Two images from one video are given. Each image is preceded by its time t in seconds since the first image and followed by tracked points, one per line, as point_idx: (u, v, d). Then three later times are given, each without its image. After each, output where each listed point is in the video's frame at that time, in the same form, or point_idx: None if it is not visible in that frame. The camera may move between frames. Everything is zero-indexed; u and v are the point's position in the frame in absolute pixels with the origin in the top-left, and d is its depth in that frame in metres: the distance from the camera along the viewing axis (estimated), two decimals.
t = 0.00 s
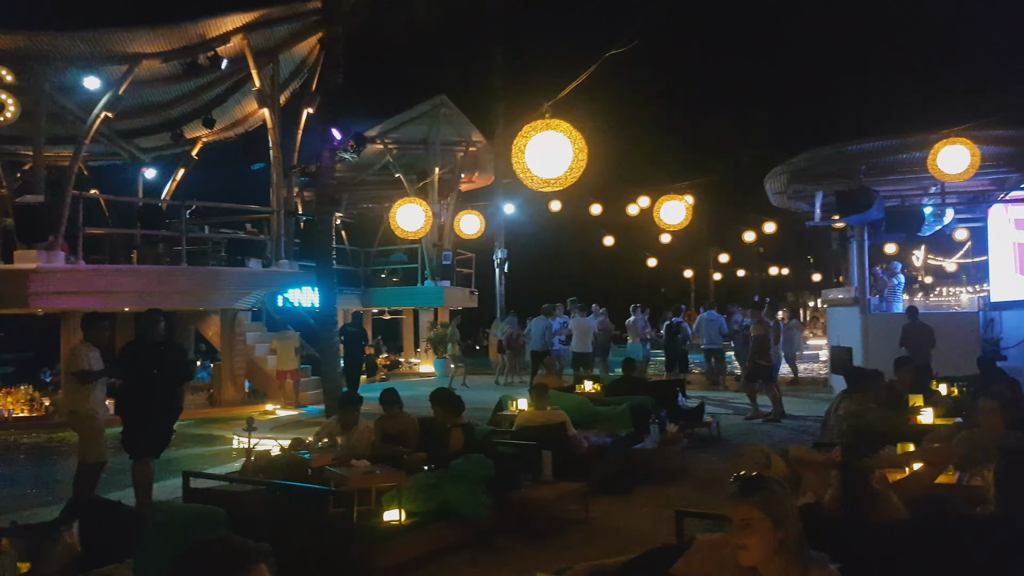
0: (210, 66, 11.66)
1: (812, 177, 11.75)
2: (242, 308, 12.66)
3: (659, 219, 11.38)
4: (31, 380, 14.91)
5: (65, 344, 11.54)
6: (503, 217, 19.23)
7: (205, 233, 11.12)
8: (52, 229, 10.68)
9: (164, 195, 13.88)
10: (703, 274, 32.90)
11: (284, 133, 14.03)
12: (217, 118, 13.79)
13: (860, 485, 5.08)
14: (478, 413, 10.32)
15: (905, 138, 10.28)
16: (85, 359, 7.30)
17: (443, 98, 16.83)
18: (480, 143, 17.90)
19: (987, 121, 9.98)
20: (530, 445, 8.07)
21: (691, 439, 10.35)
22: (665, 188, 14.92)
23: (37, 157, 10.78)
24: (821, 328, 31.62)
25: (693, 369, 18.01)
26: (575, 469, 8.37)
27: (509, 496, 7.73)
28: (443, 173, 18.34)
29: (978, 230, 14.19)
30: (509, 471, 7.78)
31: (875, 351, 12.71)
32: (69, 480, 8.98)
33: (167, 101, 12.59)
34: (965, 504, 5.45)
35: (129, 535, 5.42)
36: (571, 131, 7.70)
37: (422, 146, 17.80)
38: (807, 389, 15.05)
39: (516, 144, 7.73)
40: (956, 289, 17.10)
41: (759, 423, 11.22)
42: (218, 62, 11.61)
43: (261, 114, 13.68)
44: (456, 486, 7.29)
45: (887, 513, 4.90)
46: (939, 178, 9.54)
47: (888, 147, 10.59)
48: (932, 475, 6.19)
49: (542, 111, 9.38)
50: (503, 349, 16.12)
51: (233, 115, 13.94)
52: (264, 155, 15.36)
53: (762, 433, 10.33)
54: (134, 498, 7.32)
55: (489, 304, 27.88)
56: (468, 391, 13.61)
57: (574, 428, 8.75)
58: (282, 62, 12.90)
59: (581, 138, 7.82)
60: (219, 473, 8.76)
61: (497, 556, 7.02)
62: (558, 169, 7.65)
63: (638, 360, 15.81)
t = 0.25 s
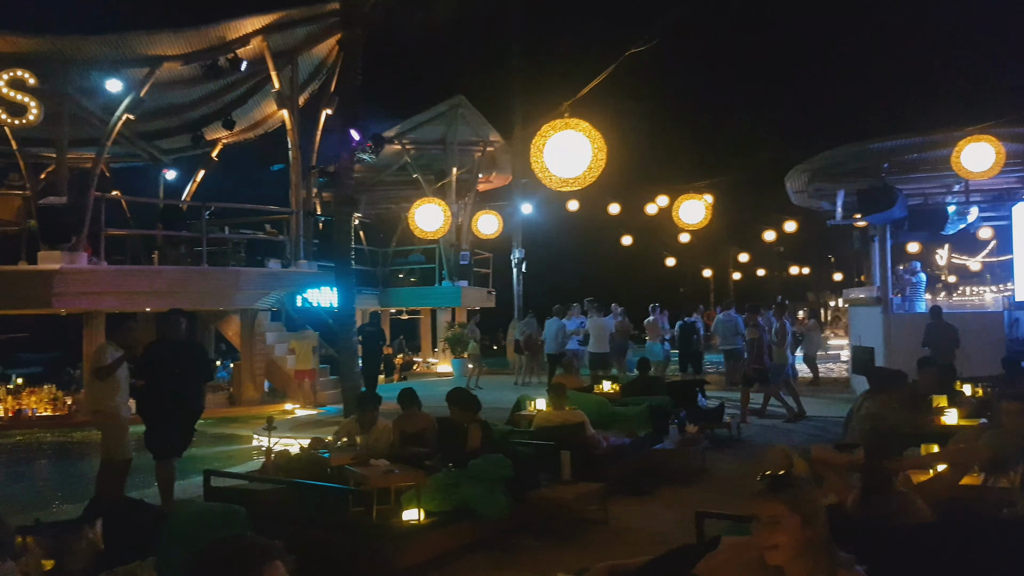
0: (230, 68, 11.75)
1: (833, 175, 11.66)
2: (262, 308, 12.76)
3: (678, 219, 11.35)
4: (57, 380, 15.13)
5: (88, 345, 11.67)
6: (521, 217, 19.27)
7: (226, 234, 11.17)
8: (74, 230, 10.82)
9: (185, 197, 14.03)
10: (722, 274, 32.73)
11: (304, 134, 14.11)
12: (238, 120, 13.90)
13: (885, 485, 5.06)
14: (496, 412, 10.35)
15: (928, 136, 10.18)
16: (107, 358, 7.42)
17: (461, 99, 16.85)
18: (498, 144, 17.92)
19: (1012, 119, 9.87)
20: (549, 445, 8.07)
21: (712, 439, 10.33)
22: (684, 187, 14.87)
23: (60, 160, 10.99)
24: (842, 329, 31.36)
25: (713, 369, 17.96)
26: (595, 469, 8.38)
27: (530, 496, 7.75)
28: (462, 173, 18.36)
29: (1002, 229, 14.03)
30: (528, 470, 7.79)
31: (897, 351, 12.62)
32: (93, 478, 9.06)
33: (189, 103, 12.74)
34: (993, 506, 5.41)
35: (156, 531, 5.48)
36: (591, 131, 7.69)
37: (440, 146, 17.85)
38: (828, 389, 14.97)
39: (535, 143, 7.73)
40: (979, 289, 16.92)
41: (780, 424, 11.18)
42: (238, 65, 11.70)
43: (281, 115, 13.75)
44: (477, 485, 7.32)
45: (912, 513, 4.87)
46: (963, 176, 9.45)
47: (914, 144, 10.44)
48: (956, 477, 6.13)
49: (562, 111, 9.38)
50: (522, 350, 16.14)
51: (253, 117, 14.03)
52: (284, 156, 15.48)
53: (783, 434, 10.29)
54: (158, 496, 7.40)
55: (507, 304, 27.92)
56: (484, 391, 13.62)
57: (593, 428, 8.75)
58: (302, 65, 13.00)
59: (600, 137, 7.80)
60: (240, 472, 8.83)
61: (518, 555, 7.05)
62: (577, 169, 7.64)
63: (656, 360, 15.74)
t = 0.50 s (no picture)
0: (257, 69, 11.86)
1: (861, 172, 11.52)
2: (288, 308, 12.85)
3: (704, 217, 11.28)
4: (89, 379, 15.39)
5: (118, 347, 11.84)
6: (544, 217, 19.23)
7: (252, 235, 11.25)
8: (104, 232, 11.06)
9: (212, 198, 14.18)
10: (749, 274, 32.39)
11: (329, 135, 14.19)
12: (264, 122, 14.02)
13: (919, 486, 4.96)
14: (522, 413, 10.33)
15: (960, 131, 10.01)
16: (139, 357, 7.53)
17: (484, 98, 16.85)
18: (522, 143, 17.88)
19: None
20: (575, 445, 8.04)
21: (740, 440, 10.24)
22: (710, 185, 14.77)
23: (91, 162, 11.16)
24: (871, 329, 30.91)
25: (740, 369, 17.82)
26: (622, 469, 8.33)
27: (556, 496, 7.72)
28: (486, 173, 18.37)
29: None
30: (554, 471, 7.75)
31: (928, 351, 12.52)
32: (124, 475, 9.23)
33: (215, 106, 12.87)
34: None
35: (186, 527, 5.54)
36: (616, 130, 7.65)
37: (464, 146, 17.87)
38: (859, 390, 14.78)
39: (560, 143, 7.71)
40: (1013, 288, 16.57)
41: (810, 425, 11.05)
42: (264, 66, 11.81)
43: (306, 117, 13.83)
44: (503, 484, 7.30)
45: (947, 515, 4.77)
46: (994, 173, 9.31)
47: (945, 141, 10.27)
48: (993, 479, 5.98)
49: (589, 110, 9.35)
50: (547, 350, 16.11)
51: (279, 118, 14.12)
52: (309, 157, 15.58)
53: (814, 436, 10.15)
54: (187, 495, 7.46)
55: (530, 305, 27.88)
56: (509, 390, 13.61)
57: (619, 429, 8.70)
58: (326, 66, 13.08)
59: (625, 136, 7.76)
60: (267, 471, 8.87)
61: (544, 556, 7.01)
62: (603, 169, 7.60)
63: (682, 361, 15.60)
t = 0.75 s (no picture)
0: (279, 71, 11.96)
1: (886, 170, 11.41)
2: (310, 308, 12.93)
3: (727, 216, 11.21)
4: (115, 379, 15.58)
5: (143, 347, 11.97)
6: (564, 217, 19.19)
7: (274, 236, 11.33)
8: (128, 233, 11.11)
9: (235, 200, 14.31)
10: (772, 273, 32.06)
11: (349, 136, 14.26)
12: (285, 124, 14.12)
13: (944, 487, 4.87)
14: (543, 413, 10.32)
15: (986, 128, 9.86)
16: (166, 357, 7.65)
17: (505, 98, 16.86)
18: (543, 143, 17.87)
19: None
20: (597, 446, 8.01)
21: (764, 441, 10.15)
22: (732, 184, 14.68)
23: (115, 164, 11.30)
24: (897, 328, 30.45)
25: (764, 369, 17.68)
26: (644, 470, 8.30)
27: (577, 496, 7.69)
28: (506, 173, 18.37)
29: None
30: (575, 471, 7.72)
31: (956, 350, 12.33)
32: (150, 473, 9.37)
33: (238, 107, 12.99)
34: None
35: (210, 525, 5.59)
36: (636, 129, 7.61)
37: (485, 146, 17.90)
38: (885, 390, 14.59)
39: (581, 142, 7.68)
40: None
41: (835, 425, 10.94)
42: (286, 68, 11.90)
43: (327, 118, 13.91)
44: (524, 484, 7.29)
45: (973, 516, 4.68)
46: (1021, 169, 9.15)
47: (972, 138, 10.10)
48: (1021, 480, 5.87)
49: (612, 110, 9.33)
50: (568, 350, 16.07)
51: (300, 120, 14.21)
52: (329, 158, 15.68)
53: (840, 437, 10.03)
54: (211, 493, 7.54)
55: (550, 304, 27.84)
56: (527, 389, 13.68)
57: (641, 429, 8.66)
58: (347, 67, 13.14)
59: (646, 135, 7.72)
60: (289, 470, 8.94)
61: (564, 556, 6.98)
62: (624, 168, 7.57)
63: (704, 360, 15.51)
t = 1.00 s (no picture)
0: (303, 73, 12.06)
1: (915, 167, 11.25)
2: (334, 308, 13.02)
3: (753, 215, 11.13)
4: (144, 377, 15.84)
5: (170, 346, 12.14)
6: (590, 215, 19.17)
7: (299, 236, 11.42)
8: (155, 233, 11.20)
9: (260, 201, 14.46)
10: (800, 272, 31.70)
11: (373, 137, 14.33)
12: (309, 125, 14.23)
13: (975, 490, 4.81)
14: (567, 412, 10.32)
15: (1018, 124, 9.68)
16: (195, 356, 7.74)
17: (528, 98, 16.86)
18: (566, 142, 17.84)
19: None
20: (620, 446, 7.97)
21: (790, 441, 10.08)
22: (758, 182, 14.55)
23: (143, 166, 11.44)
24: (925, 328, 30.00)
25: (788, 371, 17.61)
26: (666, 470, 8.28)
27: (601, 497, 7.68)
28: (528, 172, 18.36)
29: None
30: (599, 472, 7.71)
31: (987, 350, 12.09)
32: (178, 471, 9.50)
33: (262, 109, 13.12)
34: None
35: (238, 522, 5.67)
36: (662, 127, 7.57)
37: (507, 146, 17.92)
38: (914, 390, 14.40)
39: (605, 141, 7.65)
40: None
41: (862, 426, 10.84)
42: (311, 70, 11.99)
43: (351, 119, 13.99)
44: (548, 485, 7.27)
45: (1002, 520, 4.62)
46: None
47: (1004, 134, 9.93)
48: None
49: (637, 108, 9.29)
50: (593, 349, 16.02)
51: (324, 121, 14.31)
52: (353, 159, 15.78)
53: (868, 438, 9.93)
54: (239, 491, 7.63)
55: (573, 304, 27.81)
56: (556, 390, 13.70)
57: (665, 429, 8.63)
58: (370, 68, 13.21)
59: (672, 134, 7.68)
60: (315, 468, 9.02)
61: (587, 556, 6.98)
62: (650, 167, 7.52)
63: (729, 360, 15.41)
